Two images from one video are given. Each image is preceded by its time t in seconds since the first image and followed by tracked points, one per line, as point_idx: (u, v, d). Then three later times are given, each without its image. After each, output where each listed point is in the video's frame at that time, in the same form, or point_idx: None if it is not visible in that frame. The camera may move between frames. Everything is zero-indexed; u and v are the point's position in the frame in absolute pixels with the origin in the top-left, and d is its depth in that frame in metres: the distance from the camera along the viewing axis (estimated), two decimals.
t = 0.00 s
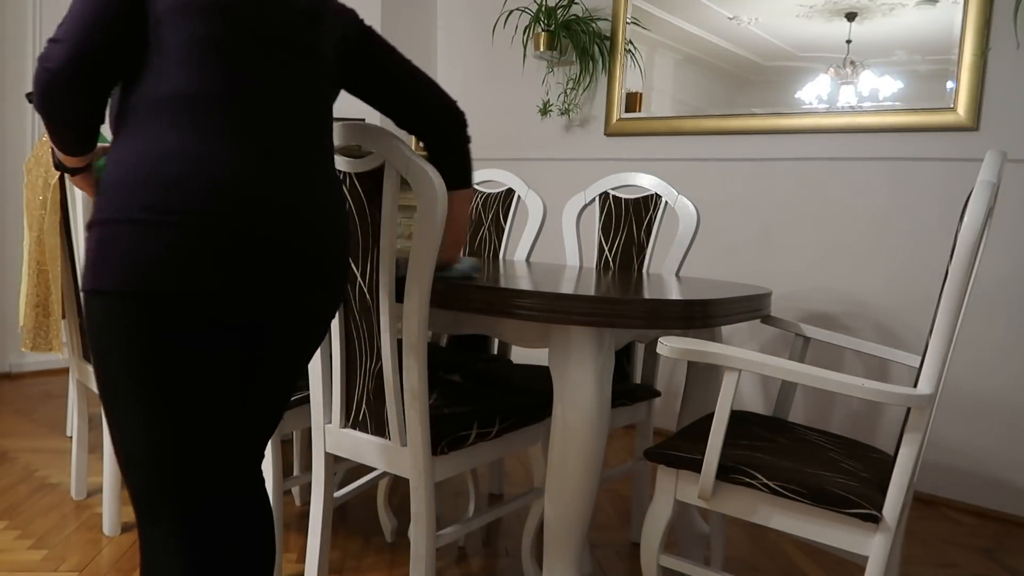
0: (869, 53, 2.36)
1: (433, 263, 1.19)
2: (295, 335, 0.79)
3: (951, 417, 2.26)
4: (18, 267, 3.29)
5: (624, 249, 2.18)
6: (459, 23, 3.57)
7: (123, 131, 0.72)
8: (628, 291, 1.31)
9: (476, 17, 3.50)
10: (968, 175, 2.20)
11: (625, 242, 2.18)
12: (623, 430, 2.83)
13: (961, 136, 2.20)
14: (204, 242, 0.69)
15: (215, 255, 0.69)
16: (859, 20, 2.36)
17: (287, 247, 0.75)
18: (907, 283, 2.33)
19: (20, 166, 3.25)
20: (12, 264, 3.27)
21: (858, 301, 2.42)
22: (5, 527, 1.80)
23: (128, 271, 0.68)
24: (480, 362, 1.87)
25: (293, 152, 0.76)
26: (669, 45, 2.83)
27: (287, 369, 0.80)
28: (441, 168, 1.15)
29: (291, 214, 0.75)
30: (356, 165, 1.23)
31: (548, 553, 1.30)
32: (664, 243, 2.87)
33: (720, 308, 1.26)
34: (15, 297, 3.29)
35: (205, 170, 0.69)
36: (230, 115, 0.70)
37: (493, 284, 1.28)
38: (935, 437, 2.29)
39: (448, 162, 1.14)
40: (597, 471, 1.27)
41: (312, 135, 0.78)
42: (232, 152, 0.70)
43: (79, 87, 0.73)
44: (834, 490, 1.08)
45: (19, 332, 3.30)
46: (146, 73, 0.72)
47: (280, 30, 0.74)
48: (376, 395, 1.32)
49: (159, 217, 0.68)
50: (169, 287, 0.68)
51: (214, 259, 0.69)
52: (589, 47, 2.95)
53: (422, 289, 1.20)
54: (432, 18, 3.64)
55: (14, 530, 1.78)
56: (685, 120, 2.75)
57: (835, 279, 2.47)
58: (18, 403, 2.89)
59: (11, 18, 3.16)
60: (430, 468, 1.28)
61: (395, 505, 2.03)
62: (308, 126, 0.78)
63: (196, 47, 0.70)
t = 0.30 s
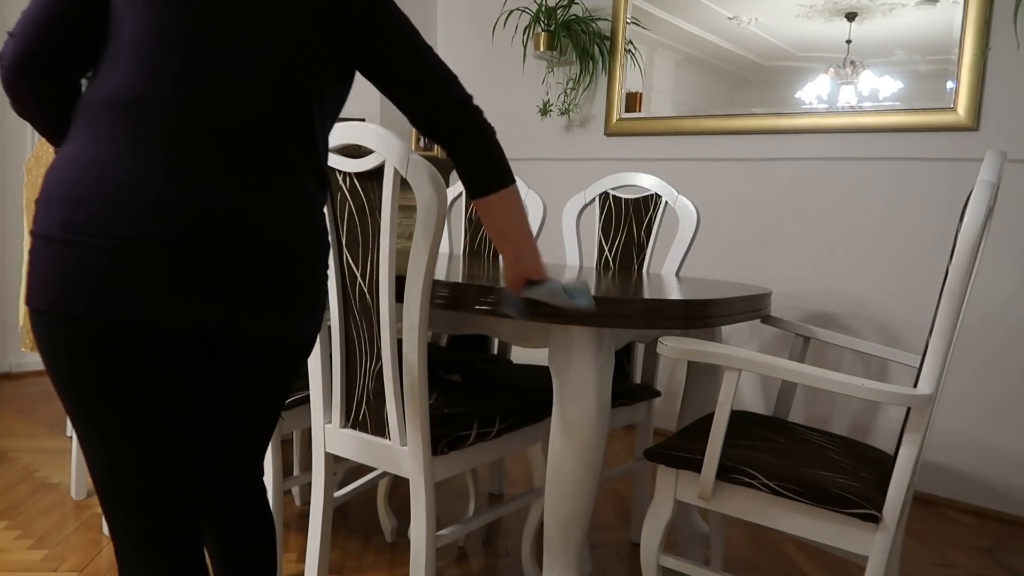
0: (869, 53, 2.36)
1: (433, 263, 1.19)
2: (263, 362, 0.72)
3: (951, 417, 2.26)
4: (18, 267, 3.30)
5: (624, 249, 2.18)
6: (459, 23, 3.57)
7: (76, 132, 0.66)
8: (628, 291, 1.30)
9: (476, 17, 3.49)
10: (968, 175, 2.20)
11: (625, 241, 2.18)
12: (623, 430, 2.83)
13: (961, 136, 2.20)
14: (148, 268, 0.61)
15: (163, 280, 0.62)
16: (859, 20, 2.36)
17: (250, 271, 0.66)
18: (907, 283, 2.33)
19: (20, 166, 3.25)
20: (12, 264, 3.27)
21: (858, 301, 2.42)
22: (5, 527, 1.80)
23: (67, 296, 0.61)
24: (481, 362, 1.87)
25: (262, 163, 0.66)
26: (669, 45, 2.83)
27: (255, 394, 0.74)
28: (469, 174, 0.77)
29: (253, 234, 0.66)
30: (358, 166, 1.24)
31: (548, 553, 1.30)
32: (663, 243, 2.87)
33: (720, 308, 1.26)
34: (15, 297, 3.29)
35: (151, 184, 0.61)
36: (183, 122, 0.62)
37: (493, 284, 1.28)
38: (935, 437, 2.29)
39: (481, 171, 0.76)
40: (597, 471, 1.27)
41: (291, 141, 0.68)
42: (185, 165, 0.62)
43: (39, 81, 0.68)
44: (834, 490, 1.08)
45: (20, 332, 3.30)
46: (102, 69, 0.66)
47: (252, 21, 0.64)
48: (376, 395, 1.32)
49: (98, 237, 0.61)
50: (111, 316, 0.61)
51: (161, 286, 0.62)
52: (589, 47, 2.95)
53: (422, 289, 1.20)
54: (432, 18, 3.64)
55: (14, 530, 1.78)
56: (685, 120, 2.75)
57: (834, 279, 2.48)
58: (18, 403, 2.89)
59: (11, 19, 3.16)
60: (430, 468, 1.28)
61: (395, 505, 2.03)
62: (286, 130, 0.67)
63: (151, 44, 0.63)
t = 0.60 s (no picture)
0: (869, 53, 2.36)
1: (433, 263, 1.19)
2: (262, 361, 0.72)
3: (951, 417, 2.26)
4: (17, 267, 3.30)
5: (624, 249, 2.18)
6: (459, 23, 3.57)
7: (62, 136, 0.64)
8: (628, 291, 1.30)
9: (476, 17, 3.49)
10: (968, 175, 2.20)
11: (625, 241, 2.18)
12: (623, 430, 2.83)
13: (961, 136, 2.20)
14: (144, 268, 0.61)
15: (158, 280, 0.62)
16: (859, 20, 2.36)
17: (247, 268, 0.67)
18: (907, 283, 2.33)
19: (20, 166, 3.25)
20: (12, 264, 3.27)
21: (859, 301, 2.42)
22: (5, 527, 1.80)
23: (62, 296, 0.61)
24: (480, 362, 1.87)
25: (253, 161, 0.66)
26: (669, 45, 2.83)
27: (255, 393, 0.74)
28: (373, 165, 0.69)
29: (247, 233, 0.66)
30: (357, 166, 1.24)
31: (548, 554, 1.30)
32: (663, 243, 2.87)
33: (720, 308, 1.26)
34: (15, 297, 3.29)
35: (146, 184, 0.61)
36: (179, 125, 0.62)
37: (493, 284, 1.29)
38: (935, 437, 2.29)
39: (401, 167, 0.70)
40: (597, 471, 1.27)
41: (283, 139, 0.69)
42: (182, 166, 0.62)
43: (20, 85, 0.61)
44: (834, 490, 1.08)
45: (19, 332, 3.30)
46: (86, 68, 0.62)
47: (242, 18, 0.63)
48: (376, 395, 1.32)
49: (93, 238, 0.60)
50: (112, 318, 0.62)
51: (158, 286, 0.62)
52: (588, 47, 2.95)
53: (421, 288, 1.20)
54: (431, 18, 3.64)
55: (14, 530, 1.78)
56: (685, 120, 2.75)
57: (834, 279, 2.47)
58: (18, 403, 2.89)
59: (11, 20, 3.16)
60: (430, 468, 1.28)
61: (395, 505, 2.03)
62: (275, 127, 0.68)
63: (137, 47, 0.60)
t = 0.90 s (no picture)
0: (869, 53, 2.36)
1: (433, 263, 1.19)
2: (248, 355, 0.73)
3: (951, 417, 2.26)
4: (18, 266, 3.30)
5: (624, 249, 2.18)
6: (459, 23, 3.57)
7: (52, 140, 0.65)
8: (628, 291, 1.30)
9: (476, 17, 3.49)
10: (968, 175, 2.20)
11: (625, 242, 2.18)
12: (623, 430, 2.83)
13: (961, 136, 2.20)
14: (147, 260, 0.62)
15: (150, 272, 0.62)
16: (859, 20, 2.36)
17: (243, 258, 0.68)
18: (907, 283, 2.33)
19: (20, 166, 3.25)
20: (13, 264, 3.28)
21: (859, 301, 2.42)
22: (5, 527, 1.80)
23: (63, 292, 0.61)
24: (480, 362, 1.87)
25: (237, 156, 0.68)
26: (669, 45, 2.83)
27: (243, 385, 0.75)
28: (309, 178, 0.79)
29: (242, 226, 0.67)
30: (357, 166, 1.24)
31: (548, 553, 1.30)
32: (663, 243, 2.87)
33: (720, 308, 1.26)
34: (15, 297, 3.29)
35: (143, 175, 0.62)
36: (169, 120, 0.63)
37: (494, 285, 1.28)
38: (935, 437, 2.29)
39: (335, 174, 0.79)
40: (597, 471, 1.27)
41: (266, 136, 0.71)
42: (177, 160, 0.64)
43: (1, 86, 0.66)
44: (834, 490, 1.08)
45: (20, 332, 3.31)
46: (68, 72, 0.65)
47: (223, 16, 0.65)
48: (376, 395, 1.32)
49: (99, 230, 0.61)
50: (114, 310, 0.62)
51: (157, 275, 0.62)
52: (588, 47, 2.95)
53: (422, 288, 1.20)
54: (431, 18, 3.64)
55: (14, 530, 1.78)
56: (685, 120, 2.75)
57: (834, 279, 2.47)
58: (18, 403, 2.89)
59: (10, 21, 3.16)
60: (431, 468, 1.28)
61: (395, 505, 2.03)
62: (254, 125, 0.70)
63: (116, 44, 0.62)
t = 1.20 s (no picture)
0: (869, 53, 2.36)
1: (433, 263, 1.19)
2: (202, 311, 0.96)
3: (951, 416, 2.26)
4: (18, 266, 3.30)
5: (624, 249, 2.18)
6: (459, 23, 3.56)
7: (35, 143, 0.81)
8: (628, 291, 1.30)
9: (476, 17, 3.49)
10: (968, 175, 2.20)
11: (625, 241, 2.18)
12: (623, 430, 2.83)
13: (961, 136, 2.20)
14: (116, 257, 0.82)
15: (121, 266, 0.82)
16: (859, 20, 2.36)
17: (190, 257, 0.89)
18: (906, 283, 2.33)
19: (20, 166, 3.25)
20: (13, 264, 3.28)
21: (858, 301, 2.42)
22: (5, 526, 1.80)
23: (42, 279, 0.79)
24: (480, 362, 1.87)
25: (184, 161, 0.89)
26: (668, 45, 2.83)
27: (196, 337, 0.97)
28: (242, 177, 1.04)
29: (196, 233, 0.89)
30: (357, 166, 1.24)
31: (548, 553, 1.30)
32: (663, 243, 2.87)
33: (719, 308, 1.26)
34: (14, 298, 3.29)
35: (119, 189, 0.81)
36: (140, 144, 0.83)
37: (494, 285, 1.29)
38: (934, 437, 2.29)
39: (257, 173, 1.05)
40: (597, 471, 1.27)
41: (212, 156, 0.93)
42: (146, 179, 0.83)
43: None
44: (834, 490, 1.08)
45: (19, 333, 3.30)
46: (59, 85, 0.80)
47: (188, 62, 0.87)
48: (376, 394, 1.32)
49: (81, 218, 0.79)
50: (88, 292, 0.81)
51: (122, 268, 0.82)
52: (589, 47, 2.95)
53: (422, 288, 1.20)
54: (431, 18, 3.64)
55: (14, 530, 1.78)
56: (685, 120, 2.75)
57: (834, 278, 2.48)
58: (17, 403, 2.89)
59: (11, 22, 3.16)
60: (431, 468, 1.28)
61: (395, 505, 2.03)
62: (204, 139, 0.92)
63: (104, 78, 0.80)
